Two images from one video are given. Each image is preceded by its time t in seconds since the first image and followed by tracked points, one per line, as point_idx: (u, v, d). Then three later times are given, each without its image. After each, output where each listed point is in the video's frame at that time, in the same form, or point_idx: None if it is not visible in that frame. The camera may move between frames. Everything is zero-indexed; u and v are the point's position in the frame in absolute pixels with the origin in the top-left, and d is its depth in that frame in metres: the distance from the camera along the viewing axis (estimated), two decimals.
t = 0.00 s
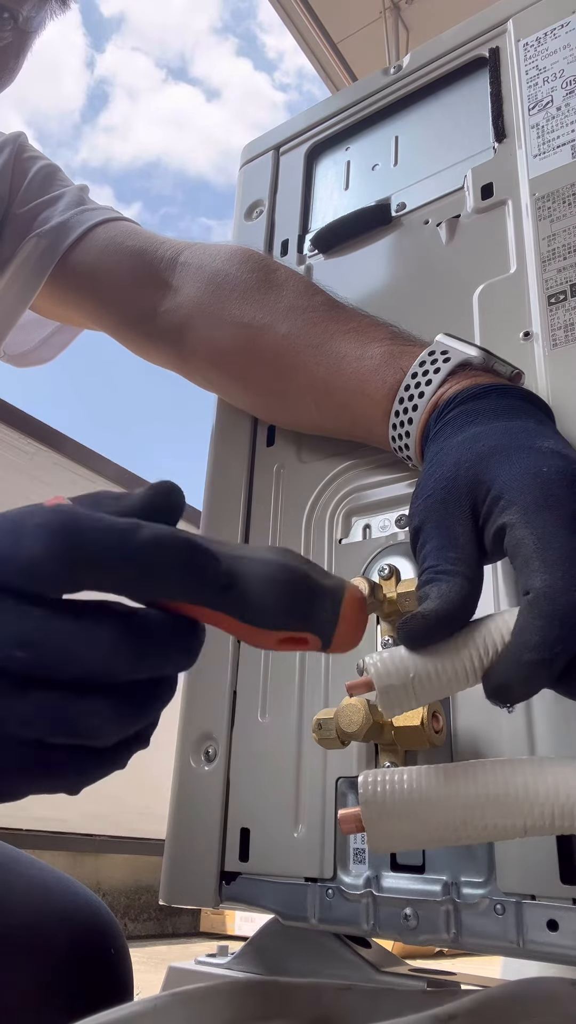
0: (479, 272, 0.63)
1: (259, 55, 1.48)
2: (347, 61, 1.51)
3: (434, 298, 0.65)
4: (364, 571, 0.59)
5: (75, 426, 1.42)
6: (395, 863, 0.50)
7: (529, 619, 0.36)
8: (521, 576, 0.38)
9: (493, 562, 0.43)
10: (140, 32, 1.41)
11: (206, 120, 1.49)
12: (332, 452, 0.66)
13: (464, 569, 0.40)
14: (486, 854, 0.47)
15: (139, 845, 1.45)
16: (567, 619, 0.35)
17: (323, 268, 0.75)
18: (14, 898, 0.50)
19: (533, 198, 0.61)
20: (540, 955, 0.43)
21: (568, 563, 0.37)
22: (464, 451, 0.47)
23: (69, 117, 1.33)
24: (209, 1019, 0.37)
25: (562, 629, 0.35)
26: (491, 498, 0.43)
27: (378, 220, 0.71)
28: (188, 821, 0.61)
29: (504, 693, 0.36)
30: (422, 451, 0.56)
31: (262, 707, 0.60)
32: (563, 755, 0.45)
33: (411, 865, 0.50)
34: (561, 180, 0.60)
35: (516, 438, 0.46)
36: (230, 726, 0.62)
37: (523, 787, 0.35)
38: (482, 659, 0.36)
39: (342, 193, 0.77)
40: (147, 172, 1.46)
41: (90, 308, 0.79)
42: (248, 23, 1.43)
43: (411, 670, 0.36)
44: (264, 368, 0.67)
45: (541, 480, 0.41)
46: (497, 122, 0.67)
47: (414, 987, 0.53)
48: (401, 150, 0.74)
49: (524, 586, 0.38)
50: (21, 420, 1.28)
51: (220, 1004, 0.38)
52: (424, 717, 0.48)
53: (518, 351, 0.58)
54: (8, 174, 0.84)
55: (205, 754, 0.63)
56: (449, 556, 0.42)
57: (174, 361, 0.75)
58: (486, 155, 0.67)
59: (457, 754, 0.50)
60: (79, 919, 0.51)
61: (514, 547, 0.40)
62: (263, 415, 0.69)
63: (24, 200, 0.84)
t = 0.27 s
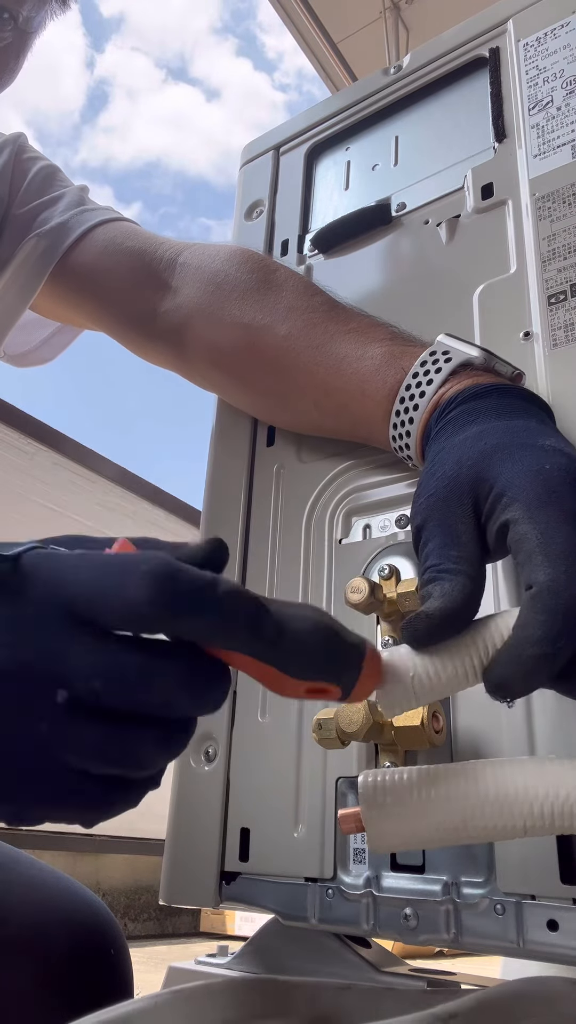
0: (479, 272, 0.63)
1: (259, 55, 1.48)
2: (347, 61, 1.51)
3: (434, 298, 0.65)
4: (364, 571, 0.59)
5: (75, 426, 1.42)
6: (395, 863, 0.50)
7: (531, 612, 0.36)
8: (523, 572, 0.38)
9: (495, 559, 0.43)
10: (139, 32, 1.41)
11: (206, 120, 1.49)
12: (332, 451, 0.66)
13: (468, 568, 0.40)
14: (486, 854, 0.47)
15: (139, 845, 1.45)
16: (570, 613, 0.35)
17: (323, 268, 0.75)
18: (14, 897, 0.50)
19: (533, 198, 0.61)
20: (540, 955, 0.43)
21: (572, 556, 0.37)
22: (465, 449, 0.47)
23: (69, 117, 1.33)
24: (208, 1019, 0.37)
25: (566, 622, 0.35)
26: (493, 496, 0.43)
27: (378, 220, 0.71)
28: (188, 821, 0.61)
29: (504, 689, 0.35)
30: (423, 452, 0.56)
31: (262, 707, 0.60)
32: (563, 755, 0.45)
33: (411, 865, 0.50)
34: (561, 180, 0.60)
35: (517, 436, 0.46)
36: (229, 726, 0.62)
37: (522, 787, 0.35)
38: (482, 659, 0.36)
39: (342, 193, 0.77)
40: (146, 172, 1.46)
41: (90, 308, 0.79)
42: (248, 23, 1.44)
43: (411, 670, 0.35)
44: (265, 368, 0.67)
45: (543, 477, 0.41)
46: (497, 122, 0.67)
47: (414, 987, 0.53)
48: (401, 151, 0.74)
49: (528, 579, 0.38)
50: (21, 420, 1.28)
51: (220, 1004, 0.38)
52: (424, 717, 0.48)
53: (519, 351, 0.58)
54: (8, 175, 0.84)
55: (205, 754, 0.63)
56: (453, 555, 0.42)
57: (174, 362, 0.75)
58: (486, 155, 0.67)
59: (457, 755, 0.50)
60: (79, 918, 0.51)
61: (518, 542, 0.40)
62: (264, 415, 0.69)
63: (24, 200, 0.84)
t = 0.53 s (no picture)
0: (479, 272, 0.63)
1: (259, 55, 1.48)
2: (347, 61, 1.51)
3: (434, 298, 0.65)
4: (364, 571, 0.59)
5: (75, 425, 1.42)
6: (395, 863, 0.50)
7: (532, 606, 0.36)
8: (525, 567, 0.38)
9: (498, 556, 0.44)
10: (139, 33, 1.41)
11: (206, 120, 1.49)
12: (331, 451, 0.66)
13: (470, 567, 0.40)
14: (486, 854, 0.47)
15: (140, 845, 1.45)
16: (572, 610, 0.35)
17: (322, 268, 0.75)
18: (14, 897, 0.50)
19: (533, 198, 0.61)
20: (540, 955, 0.43)
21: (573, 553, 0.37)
22: (467, 447, 0.47)
23: (69, 117, 1.33)
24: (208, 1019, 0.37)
25: (568, 619, 0.35)
26: (495, 494, 0.43)
27: (378, 220, 0.71)
28: (188, 821, 0.61)
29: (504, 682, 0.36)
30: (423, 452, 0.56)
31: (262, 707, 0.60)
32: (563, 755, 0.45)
33: (411, 865, 0.50)
34: (561, 180, 0.60)
35: (519, 434, 0.46)
36: (230, 726, 0.62)
37: (522, 787, 0.35)
38: (480, 656, 0.37)
39: (342, 193, 0.77)
40: (146, 172, 1.46)
41: (90, 308, 0.79)
42: (248, 24, 1.44)
43: (408, 666, 0.37)
44: (265, 368, 0.67)
45: (545, 474, 0.41)
46: (497, 122, 0.67)
47: (414, 987, 0.53)
48: (401, 151, 0.74)
49: (529, 576, 0.37)
50: (21, 420, 1.28)
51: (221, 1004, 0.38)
52: (424, 717, 0.48)
53: (519, 351, 0.58)
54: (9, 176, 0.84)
55: (205, 754, 0.63)
56: (456, 555, 0.42)
57: (174, 362, 0.75)
58: (486, 155, 0.67)
59: (457, 755, 0.50)
60: (79, 918, 0.51)
61: (520, 541, 0.40)
62: (264, 415, 0.69)
63: (24, 201, 0.84)
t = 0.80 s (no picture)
0: (478, 272, 0.63)
1: (259, 55, 1.49)
2: (347, 61, 1.51)
3: (434, 298, 0.65)
4: (364, 571, 0.59)
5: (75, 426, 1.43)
6: (395, 863, 0.50)
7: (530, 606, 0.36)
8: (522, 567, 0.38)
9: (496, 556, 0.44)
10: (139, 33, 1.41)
11: (206, 120, 1.48)
12: (331, 451, 0.66)
13: (468, 568, 0.40)
14: (486, 854, 0.47)
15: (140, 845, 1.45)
16: (571, 611, 0.35)
17: (323, 268, 0.75)
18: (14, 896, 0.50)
19: (533, 198, 0.61)
20: (540, 955, 0.43)
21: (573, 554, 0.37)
22: (466, 447, 0.47)
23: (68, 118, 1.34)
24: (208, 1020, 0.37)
25: (565, 620, 0.35)
26: (493, 494, 0.43)
27: (378, 220, 0.71)
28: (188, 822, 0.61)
29: (502, 684, 0.36)
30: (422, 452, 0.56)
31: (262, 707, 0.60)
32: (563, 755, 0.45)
33: (411, 865, 0.50)
34: (561, 180, 0.60)
35: (518, 434, 0.46)
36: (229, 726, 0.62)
37: (522, 787, 0.35)
38: (479, 656, 0.37)
39: (342, 193, 0.77)
40: (146, 172, 1.45)
41: (89, 309, 0.79)
42: (247, 24, 1.45)
43: (407, 667, 0.37)
44: (265, 368, 0.67)
45: (544, 475, 0.41)
46: (497, 122, 0.67)
47: (414, 987, 0.53)
48: (401, 151, 0.74)
49: (528, 578, 0.37)
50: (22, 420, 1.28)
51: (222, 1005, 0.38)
52: (423, 717, 0.48)
53: (518, 351, 0.58)
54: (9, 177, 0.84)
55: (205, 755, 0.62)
56: (454, 556, 0.42)
57: (173, 362, 0.75)
58: (486, 155, 0.67)
59: (457, 755, 0.49)
60: (79, 918, 0.51)
61: (518, 542, 0.40)
62: (263, 415, 0.69)
63: (24, 201, 0.84)
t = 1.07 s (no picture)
0: (479, 272, 0.63)
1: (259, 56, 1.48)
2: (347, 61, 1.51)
3: (434, 298, 0.65)
4: (364, 571, 0.59)
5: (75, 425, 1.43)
6: (396, 863, 0.50)
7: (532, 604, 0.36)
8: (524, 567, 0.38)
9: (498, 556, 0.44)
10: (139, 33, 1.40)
11: (205, 120, 1.48)
12: (332, 451, 0.66)
13: (471, 568, 0.40)
14: (486, 854, 0.47)
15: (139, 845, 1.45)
16: (573, 612, 0.35)
17: (323, 268, 0.75)
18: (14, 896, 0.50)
19: (533, 198, 0.61)
20: (540, 955, 0.43)
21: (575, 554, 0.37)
22: (469, 447, 0.47)
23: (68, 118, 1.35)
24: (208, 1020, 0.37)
25: (567, 620, 0.35)
26: (496, 494, 0.43)
27: (378, 221, 0.71)
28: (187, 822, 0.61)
29: (504, 684, 0.36)
30: (424, 452, 0.56)
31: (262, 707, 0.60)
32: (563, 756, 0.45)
33: (411, 865, 0.50)
34: (561, 180, 0.60)
35: (520, 434, 0.46)
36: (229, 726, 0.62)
37: (522, 787, 0.35)
38: (480, 656, 0.37)
39: (342, 193, 0.77)
40: (145, 172, 1.46)
41: (90, 309, 0.79)
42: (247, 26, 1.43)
43: (409, 666, 0.37)
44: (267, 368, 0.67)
45: (547, 476, 0.41)
46: (497, 121, 0.67)
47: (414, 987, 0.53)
48: (401, 150, 0.74)
49: (530, 578, 0.37)
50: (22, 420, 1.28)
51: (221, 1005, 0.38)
52: (424, 717, 0.48)
53: (519, 351, 0.58)
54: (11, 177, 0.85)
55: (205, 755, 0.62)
56: (456, 555, 0.42)
57: (174, 362, 0.75)
58: (486, 155, 0.67)
59: (457, 755, 0.49)
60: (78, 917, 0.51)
61: (520, 542, 0.40)
62: (264, 415, 0.69)
63: (25, 201, 0.84)
